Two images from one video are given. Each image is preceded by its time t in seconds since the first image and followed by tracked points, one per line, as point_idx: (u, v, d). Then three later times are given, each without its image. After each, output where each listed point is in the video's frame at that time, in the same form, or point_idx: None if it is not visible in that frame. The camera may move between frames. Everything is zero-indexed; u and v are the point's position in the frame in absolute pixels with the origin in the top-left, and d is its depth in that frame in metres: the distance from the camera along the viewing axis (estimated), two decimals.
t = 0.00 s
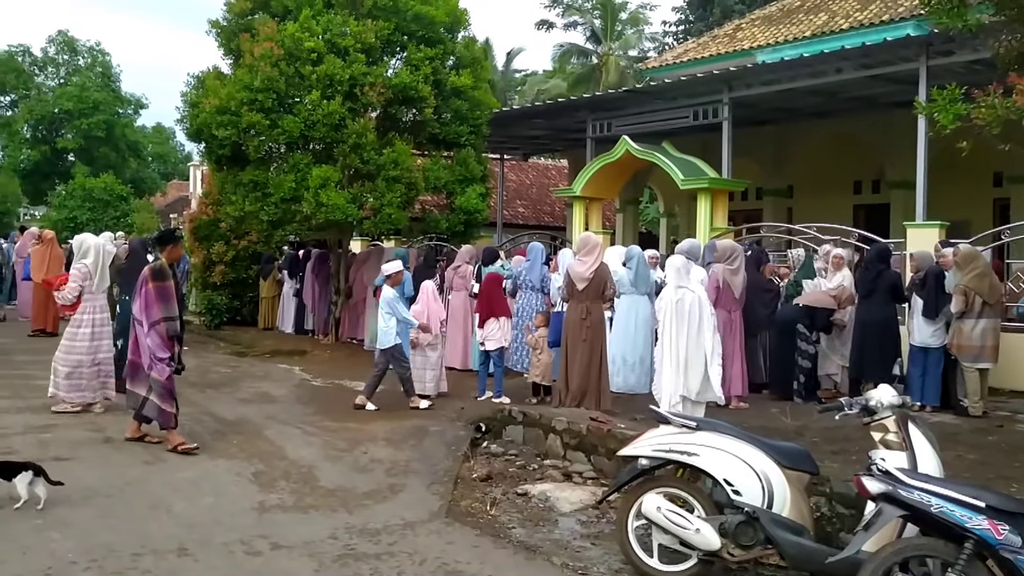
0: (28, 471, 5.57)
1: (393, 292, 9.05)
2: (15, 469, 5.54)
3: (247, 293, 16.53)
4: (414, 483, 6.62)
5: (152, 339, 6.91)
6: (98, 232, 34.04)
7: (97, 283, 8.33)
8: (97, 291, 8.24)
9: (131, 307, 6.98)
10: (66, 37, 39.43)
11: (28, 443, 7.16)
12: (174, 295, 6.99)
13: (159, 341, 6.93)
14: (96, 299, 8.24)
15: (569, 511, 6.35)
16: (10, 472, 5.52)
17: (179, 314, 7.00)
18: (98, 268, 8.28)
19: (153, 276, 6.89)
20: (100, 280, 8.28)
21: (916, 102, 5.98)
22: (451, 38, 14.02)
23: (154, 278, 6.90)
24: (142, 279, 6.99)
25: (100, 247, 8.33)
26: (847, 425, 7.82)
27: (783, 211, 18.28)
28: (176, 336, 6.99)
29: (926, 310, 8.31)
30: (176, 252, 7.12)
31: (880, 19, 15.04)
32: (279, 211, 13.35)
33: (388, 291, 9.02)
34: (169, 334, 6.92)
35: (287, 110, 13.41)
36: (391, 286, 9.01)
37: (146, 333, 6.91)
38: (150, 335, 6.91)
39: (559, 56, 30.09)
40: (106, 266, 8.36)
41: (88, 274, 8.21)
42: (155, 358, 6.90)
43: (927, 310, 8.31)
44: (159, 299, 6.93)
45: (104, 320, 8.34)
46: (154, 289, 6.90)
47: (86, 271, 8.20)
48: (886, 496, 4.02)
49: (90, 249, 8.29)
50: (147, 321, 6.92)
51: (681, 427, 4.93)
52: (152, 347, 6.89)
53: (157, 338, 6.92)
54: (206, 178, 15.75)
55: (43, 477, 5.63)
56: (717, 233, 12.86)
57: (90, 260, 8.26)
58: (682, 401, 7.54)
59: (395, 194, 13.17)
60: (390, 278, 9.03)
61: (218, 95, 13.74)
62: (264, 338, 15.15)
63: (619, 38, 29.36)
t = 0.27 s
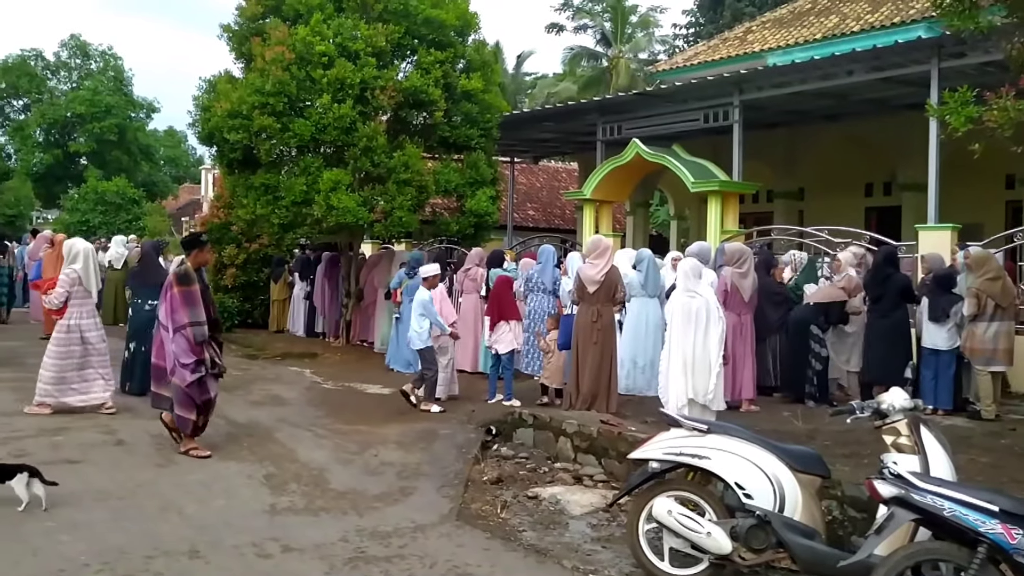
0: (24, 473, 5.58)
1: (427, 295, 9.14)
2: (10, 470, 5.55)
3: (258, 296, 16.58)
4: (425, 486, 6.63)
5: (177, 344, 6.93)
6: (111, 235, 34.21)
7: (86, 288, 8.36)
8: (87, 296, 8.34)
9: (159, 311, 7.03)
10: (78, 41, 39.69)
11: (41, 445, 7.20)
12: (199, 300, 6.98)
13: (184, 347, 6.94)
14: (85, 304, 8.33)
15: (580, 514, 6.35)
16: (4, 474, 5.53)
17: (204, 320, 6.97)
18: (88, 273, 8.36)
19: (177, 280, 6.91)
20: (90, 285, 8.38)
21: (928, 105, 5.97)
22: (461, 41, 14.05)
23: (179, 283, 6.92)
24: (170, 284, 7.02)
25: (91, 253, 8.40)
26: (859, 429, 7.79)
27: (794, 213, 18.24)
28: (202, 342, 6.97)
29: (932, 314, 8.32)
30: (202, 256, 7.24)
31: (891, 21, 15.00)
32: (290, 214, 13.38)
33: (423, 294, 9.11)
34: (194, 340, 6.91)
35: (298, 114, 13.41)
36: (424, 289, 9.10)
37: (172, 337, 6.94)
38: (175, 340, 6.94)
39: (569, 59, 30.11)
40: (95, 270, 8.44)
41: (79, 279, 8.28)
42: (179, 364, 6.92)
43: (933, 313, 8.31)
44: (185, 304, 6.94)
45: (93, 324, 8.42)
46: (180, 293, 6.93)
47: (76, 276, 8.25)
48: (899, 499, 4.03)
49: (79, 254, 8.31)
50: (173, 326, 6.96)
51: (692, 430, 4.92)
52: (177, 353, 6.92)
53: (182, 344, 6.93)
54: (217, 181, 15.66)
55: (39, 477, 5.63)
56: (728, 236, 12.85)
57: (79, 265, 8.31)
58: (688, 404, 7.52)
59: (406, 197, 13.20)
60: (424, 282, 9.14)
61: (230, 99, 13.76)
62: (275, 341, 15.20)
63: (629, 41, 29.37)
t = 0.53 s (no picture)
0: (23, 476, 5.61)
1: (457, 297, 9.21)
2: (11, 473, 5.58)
3: (270, 299, 16.64)
4: (436, 489, 6.63)
5: (198, 348, 6.86)
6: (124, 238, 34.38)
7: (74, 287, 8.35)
8: (75, 295, 8.35)
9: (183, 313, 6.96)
10: (91, 46, 39.95)
11: (55, 447, 7.24)
12: (223, 305, 6.86)
13: (205, 351, 6.87)
14: (74, 303, 8.33)
15: (592, 517, 6.34)
16: (3, 475, 5.53)
17: (227, 325, 6.86)
18: (76, 272, 8.34)
19: (203, 283, 6.82)
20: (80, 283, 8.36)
21: (941, 107, 5.94)
22: (472, 45, 14.08)
23: (204, 285, 6.83)
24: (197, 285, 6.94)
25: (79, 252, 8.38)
26: (872, 432, 7.76)
27: (806, 216, 18.19)
28: (224, 347, 6.88)
29: (935, 313, 8.31)
30: (229, 259, 7.00)
31: (903, 23, 14.95)
32: (301, 217, 13.42)
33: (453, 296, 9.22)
34: (215, 345, 6.83)
35: (310, 117, 13.46)
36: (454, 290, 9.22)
37: (193, 341, 6.87)
38: (196, 343, 6.87)
39: (580, 62, 30.13)
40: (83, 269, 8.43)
41: (67, 278, 8.27)
42: (199, 367, 6.87)
43: (940, 313, 8.24)
44: (209, 307, 6.83)
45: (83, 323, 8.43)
46: (204, 297, 6.83)
47: (63, 276, 8.25)
48: (911, 503, 4.01)
49: (67, 253, 8.34)
50: (195, 329, 6.88)
51: (704, 432, 4.91)
52: (197, 356, 6.85)
53: (203, 348, 6.86)
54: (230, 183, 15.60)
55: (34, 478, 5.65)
56: (739, 238, 12.82)
57: (66, 264, 8.30)
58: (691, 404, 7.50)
59: (417, 200, 13.23)
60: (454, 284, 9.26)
61: (242, 103, 13.78)
62: (286, 343, 15.25)
63: (640, 43, 29.36)
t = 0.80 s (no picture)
0: (18, 473, 5.66)
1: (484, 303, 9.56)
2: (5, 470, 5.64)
3: (282, 301, 16.70)
4: (448, 491, 6.65)
5: (231, 353, 6.87)
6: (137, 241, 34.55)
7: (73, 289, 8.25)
8: (73, 297, 8.27)
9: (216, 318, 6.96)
10: (104, 50, 40.20)
11: (69, 450, 7.29)
12: (258, 309, 6.88)
13: (238, 357, 6.87)
14: (74, 305, 8.29)
15: (603, 520, 6.34)
16: None
17: (262, 329, 6.89)
18: (74, 274, 8.27)
19: (237, 288, 6.84)
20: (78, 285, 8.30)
21: (953, 109, 5.93)
22: (482, 48, 14.12)
23: (239, 290, 6.86)
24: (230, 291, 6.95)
25: (76, 254, 8.29)
26: (885, 434, 7.74)
27: (817, 218, 18.14)
28: (258, 352, 6.89)
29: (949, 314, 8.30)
30: (263, 263, 6.87)
31: (915, 24, 14.90)
32: (313, 221, 13.47)
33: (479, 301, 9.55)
34: (249, 349, 6.84)
35: (321, 121, 13.50)
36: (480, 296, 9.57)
37: (227, 346, 6.88)
38: (230, 349, 6.87)
39: (591, 65, 30.13)
40: (81, 269, 8.36)
41: (65, 281, 8.20)
42: (232, 373, 6.86)
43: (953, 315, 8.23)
44: (243, 312, 6.85)
45: (83, 324, 8.41)
46: (238, 301, 6.85)
47: (58, 279, 8.19)
48: (925, 506, 4.00)
49: (65, 255, 8.28)
50: (229, 334, 6.89)
51: (716, 435, 4.91)
52: (231, 361, 6.86)
53: (237, 353, 6.87)
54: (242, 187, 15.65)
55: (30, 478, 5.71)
56: (751, 240, 12.81)
57: (63, 267, 8.24)
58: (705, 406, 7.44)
59: (428, 203, 13.26)
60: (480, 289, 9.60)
61: (254, 106, 13.83)
62: (298, 346, 15.30)
63: (650, 46, 29.37)
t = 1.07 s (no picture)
0: (12, 475, 5.70)
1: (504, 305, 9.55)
2: None
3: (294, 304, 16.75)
4: (459, 493, 6.67)
5: (263, 350, 6.86)
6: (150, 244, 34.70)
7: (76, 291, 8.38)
8: (76, 298, 8.39)
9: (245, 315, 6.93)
10: (117, 54, 40.41)
11: (83, 451, 7.33)
12: (291, 308, 6.92)
13: (270, 355, 6.86)
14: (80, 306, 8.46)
15: (615, 522, 6.34)
16: None
17: (294, 329, 6.93)
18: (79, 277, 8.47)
19: (271, 286, 6.87)
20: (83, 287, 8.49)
21: (965, 110, 5.92)
22: (493, 50, 14.15)
23: (272, 289, 6.88)
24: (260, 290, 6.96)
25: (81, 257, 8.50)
26: (898, 436, 7.71)
27: (829, 219, 18.10)
28: (290, 351, 6.91)
29: (963, 315, 8.27)
30: (294, 264, 6.98)
31: (927, 25, 14.85)
32: (325, 223, 13.51)
33: (497, 303, 9.56)
34: (282, 348, 6.85)
35: (333, 124, 13.55)
36: (500, 298, 9.57)
37: (259, 343, 6.86)
38: (262, 346, 6.86)
39: (601, 66, 30.13)
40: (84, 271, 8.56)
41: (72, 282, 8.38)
42: (263, 371, 6.83)
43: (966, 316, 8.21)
44: (276, 310, 6.88)
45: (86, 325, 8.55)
46: (272, 299, 6.87)
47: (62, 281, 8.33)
48: (937, 508, 3.97)
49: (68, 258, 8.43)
50: (260, 331, 6.87)
51: (728, 437, 4.91)
52: (262, 359, 6.83)
53: (268, 351, 6.85)
54: (254, 190, 15.64)
55: (28, 479, 5.75)
56: (762, 242, 12.78)
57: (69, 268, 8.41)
58: (732, 405, 7.35)
59: (439, 205, 13.30)
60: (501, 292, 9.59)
61: (266, 110, 13.88)
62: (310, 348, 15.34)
63: (661, 47, 29.35)
